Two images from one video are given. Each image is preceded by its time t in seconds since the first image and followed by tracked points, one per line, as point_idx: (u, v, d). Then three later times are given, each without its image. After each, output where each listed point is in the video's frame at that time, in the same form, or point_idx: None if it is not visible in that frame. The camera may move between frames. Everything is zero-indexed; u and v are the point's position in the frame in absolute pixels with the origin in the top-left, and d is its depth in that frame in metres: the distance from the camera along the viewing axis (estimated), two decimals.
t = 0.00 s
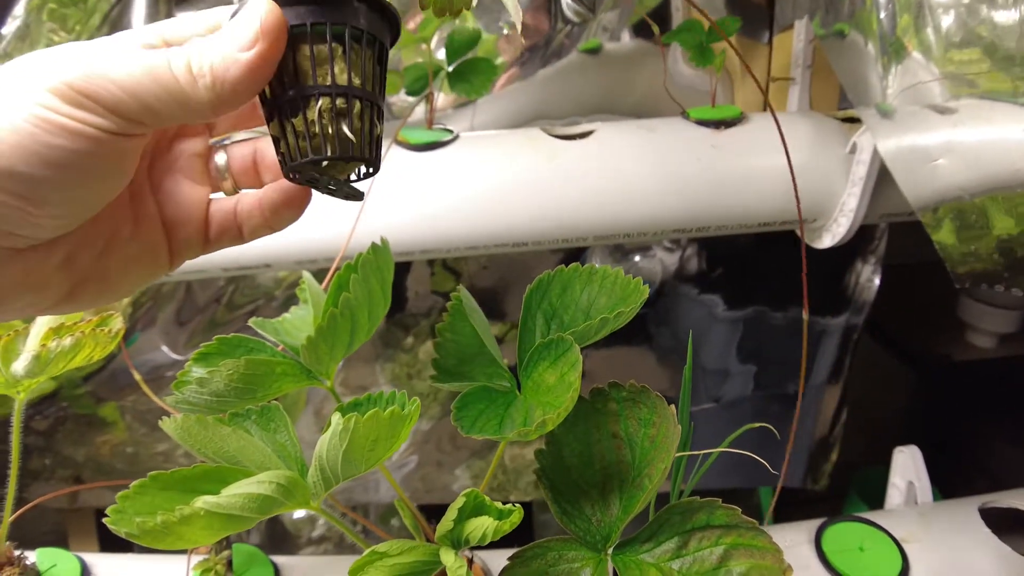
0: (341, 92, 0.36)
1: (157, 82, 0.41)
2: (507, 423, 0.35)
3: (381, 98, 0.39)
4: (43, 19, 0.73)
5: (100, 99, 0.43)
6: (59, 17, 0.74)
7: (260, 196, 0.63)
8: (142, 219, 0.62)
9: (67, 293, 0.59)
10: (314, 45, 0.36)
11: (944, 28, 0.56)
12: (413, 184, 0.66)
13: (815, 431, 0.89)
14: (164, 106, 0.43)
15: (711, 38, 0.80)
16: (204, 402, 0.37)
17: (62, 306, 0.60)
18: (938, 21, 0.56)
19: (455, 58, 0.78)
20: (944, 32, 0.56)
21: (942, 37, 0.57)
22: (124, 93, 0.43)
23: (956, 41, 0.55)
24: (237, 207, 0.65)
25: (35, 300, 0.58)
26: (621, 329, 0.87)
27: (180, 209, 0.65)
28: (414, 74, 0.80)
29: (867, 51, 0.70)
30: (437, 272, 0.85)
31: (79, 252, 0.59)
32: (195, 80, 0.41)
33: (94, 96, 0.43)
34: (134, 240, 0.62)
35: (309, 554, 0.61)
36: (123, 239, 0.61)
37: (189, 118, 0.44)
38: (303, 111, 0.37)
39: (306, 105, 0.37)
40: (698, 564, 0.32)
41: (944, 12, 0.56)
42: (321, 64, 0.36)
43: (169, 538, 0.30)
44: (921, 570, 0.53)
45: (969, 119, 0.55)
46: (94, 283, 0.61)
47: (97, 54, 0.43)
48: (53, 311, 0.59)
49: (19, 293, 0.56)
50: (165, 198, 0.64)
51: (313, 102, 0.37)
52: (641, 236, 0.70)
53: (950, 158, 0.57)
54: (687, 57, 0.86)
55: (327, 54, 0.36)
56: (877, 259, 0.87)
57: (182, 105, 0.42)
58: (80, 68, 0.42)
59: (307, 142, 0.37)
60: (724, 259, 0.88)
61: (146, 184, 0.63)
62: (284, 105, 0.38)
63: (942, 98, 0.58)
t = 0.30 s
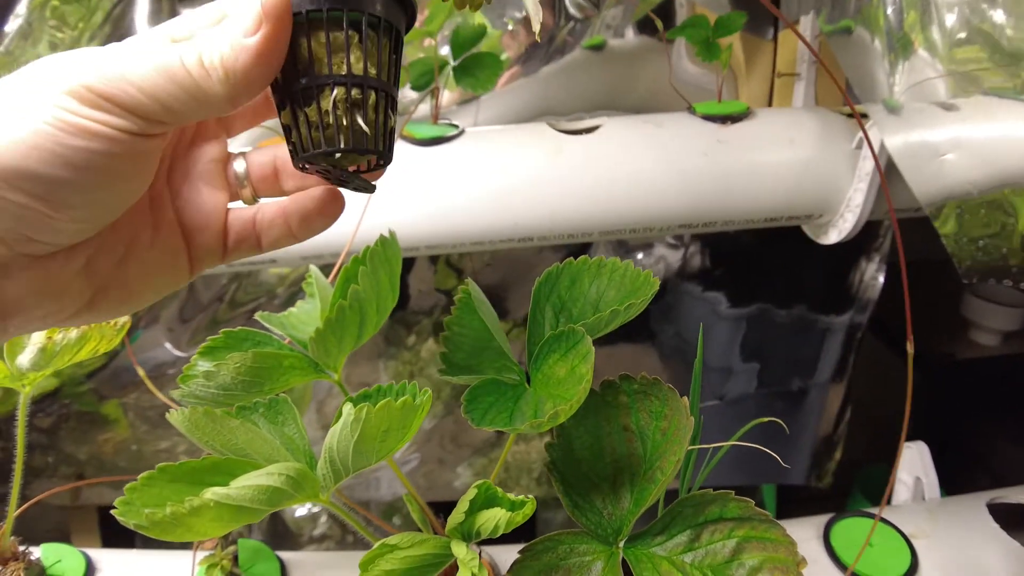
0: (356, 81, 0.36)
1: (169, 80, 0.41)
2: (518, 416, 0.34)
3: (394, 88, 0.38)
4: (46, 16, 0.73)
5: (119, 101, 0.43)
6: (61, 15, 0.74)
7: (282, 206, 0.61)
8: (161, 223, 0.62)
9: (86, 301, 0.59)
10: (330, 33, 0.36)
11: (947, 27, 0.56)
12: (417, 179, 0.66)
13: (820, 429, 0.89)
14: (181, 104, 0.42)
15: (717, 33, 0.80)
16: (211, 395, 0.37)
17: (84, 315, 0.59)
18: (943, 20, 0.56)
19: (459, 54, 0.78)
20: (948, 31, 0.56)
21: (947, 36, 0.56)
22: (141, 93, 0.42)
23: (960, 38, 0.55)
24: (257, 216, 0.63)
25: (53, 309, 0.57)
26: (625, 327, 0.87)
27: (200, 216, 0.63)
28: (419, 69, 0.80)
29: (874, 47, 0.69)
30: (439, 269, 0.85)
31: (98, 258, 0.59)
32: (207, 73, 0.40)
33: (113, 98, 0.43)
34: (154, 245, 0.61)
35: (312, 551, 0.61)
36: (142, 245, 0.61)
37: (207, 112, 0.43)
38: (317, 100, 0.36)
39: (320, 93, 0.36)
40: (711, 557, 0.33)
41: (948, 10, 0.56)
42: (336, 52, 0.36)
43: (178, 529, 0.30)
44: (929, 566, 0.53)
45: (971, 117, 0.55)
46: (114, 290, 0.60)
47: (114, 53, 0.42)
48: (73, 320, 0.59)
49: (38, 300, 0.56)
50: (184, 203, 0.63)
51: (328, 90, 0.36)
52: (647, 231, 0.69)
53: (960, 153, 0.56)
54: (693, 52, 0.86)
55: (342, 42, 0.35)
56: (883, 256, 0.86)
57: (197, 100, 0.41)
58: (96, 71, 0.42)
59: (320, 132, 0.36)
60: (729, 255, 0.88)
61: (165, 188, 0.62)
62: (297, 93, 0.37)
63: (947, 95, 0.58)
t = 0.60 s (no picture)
0: (396, 130, 0.38)
1: (227, 127, 0.42)
2: (520, 413, 0.34)
3: (427, 122, 0.41)
4: (48, 15, 0.73)
5: (172, 146, 0.44)
6: (63, 13, 0.74)
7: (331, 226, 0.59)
8: (202, 252, 0.62)
9: (133, 332, 0.60)
10: (365, 90, 0.38)
11: (951, 25, 0.56)
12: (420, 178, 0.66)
13: (821, 427, 0.90)
14: (235, 151, 0.43)
15: (720, 31, 0.80)
16: (215, 392, 0.38)
17: (131, 343, 0.60)
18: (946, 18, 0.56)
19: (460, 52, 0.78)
20: (951, 29, 0.56)
21: (949, 35, 0.56)
22: (198, 137, 0.43)
23: (962, 36, 0.55)
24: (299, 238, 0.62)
25: (103, 341, 0.58)
26: (626, 325, 0.87)
27: (241, 243, 0.63)
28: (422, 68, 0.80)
29: (875, 45, 0.69)
30: (441, 267, 0.83)
31: (143, 289, 0.59)
32: (262, 127, 0.42)
33: (166, 143, 0.44)
34: (197, 273, 0.62)
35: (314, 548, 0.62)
36: (183, 276, 0.61)
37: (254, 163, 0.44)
38: (365, 151, 0.40)
39: (367, 146, 0.39)
40: (714, 554, 0.33)
41: (951, 9, 0.55)
42: (373, 107, 0.38)
43: (182, 527, 0.30)
44: (930, 564, 0.53)
45: (976, 114, 0.55)
46: (160, 320, 0.61)
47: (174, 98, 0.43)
48: (121, 350, 0.60)
49: (89, 332, 0.57)
50: (225, 233, 0.62)
51: (373, 142, 0.39)
52: (649, 229, 0.69)
53: (963, 151, 0.56)
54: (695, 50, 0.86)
55: (377, 96, 0.38)
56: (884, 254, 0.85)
57: (249, 149, 0.43)
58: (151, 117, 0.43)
59: (375, 182, 0.40)
60: (732, 254, 0.87)
61: (205, 218, 0.62)
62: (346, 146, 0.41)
63: (949, 93, 0.58)
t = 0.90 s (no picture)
0: (411, 139, 0.39)
1: (225, 127, 0.42)
2: (514, 410, 0.35)
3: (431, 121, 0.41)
4: (48, 13, 0.73)
5: (167, 140, 0.44)
6: (62, 11, 0.74)
7: (343, 220, 0.57)
8: (209, 247, 0.61)
9: (140, 328, 0.60)
10: (379, 100, 0.38)
11: (951, 22, 0.56)
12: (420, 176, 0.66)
13: (822, 426, 0.89)
14: (230, 151, 0.43)
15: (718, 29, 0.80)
16: (210, 389, 0.38)
17: (138, 338, 0.60)
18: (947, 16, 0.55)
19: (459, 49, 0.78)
20: (951, 27, 0.56)
21: (950, 32, 0.56)
22: (194, 133, 0.43)
23: (963, 34, 0.55)
24: (307, 232, 0.61)
25: (109, 337, 0.58)
26: (626, 323, 0.87)
27: (249, 238, 0.62)
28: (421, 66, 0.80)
29: (873, 43, 0.69)
30: (441, 264, 0.83)
31: (149, 286, 0.59)
32: (259, 131, 0.42)
33: (162, 137, 0.44)
34: (204, 268, 0.61)
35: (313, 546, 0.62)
36: (189, 271, 0.61)
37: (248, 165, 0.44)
38: (378, 157, 0.40)
39: (380, 153, 0.40)
40: (708, 551, 0.33)
41: (952, 6, 0.55)
42: (387, 117, 0.39)
43: (177, 522, 0.30)
44: (927, 562, 0.53)
45: (975, 112, 0.55)
46: (167, 315, 0.61)
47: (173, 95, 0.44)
48: (128, 346, 0.60)
49: (98, 328, 0.57)
50: (232, 229, 0.62)
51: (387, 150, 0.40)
52: (647, 228, 0.69)
53: (961, 149, 0.56)
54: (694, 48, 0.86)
55: (392, 107, 0.38)
56: (884, 252, 0.86)
57: (243, 151, 0.43)
58: (148, 110, 0.43)
59: (389, 186, 0.41)
60: (732, 252, 0.87)
61: (212, 214, 0.61)
62: (359, 151, 0.40)
63: (949, 90, 0.57)
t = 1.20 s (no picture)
0: (408, 134, 0.39)
1: (224, 122, 0.42)
2: (514, 409, 0.35)
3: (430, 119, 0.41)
4: (48, 12, 0.73)
5: (166, 136, 0.44)
6: (62, 10, 0.74)
7: (339, 217, 0.57)
8: (206, 244, 0.61)
9: (136, 323, 0.60)
10: (378, 94, 0.38)
11: (951, 21, 0.55)
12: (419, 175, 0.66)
13: (821, 425, 0.90)
14: (229, 146, 0.43)
15: (717, 28, 0.80)
16: (210, 388, 0.38)
17: (135, 334, 0.60)
18: (948, 14, 0.55)
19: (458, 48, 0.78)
20: (951, 25, 0.55)
21: (950, 30, 0.56)
22: (193, 129, 0.43)
23: (963, 33, 0.54)
24: (304, 230, 0.61)
25: (106, 331, 0.58)
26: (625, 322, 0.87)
27: (245, 235, 0.62)
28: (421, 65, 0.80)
29: (874, 41, 0.69)
30: (441, 264, 0.83)
31: (146, 283, 0.59)
32: (259, 125, 0.42)
33: (161, 133, 0.44)
34: (200, 265, 0.61)
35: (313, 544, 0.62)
36: (186, 268, 0.61)
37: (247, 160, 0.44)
38: (374, 152, 0.40)
39: (376, 147, 0.40)
40: (707, 550, 0.33)
41: (953, 5, 0.55)
42: (385, 111, 0.38)
43: (177, 521, 0.30)
44: (925, 561, 0.53)
45: (976, 110, 0.55)
46: (164, 311, 0.61)
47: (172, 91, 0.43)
48: (125, 341, 0.60)
49: (95, 324, 0.57)
50: (229, 225, 0.62)
51: (383, 144, 0.40)
52: (647, 226, 0.69)
53: (961, 148, 0.56)
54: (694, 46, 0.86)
55: (390, 101, 0.38)
56: (883, 251, 0.85)
57: (243, 146, 0.43)
58: (147, 105, 0.43)
59: (384, 182, 0.41)
60: (732, 251, 0.87)
61: (208, 211, 0.61)
62: (355, 146, 0.40)
63: (949, 89, 0.57)
